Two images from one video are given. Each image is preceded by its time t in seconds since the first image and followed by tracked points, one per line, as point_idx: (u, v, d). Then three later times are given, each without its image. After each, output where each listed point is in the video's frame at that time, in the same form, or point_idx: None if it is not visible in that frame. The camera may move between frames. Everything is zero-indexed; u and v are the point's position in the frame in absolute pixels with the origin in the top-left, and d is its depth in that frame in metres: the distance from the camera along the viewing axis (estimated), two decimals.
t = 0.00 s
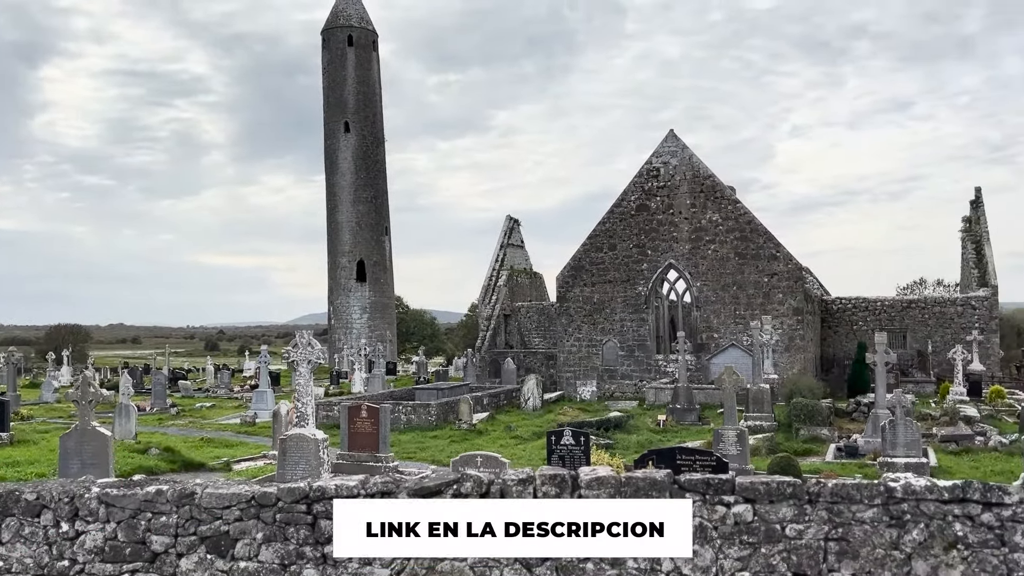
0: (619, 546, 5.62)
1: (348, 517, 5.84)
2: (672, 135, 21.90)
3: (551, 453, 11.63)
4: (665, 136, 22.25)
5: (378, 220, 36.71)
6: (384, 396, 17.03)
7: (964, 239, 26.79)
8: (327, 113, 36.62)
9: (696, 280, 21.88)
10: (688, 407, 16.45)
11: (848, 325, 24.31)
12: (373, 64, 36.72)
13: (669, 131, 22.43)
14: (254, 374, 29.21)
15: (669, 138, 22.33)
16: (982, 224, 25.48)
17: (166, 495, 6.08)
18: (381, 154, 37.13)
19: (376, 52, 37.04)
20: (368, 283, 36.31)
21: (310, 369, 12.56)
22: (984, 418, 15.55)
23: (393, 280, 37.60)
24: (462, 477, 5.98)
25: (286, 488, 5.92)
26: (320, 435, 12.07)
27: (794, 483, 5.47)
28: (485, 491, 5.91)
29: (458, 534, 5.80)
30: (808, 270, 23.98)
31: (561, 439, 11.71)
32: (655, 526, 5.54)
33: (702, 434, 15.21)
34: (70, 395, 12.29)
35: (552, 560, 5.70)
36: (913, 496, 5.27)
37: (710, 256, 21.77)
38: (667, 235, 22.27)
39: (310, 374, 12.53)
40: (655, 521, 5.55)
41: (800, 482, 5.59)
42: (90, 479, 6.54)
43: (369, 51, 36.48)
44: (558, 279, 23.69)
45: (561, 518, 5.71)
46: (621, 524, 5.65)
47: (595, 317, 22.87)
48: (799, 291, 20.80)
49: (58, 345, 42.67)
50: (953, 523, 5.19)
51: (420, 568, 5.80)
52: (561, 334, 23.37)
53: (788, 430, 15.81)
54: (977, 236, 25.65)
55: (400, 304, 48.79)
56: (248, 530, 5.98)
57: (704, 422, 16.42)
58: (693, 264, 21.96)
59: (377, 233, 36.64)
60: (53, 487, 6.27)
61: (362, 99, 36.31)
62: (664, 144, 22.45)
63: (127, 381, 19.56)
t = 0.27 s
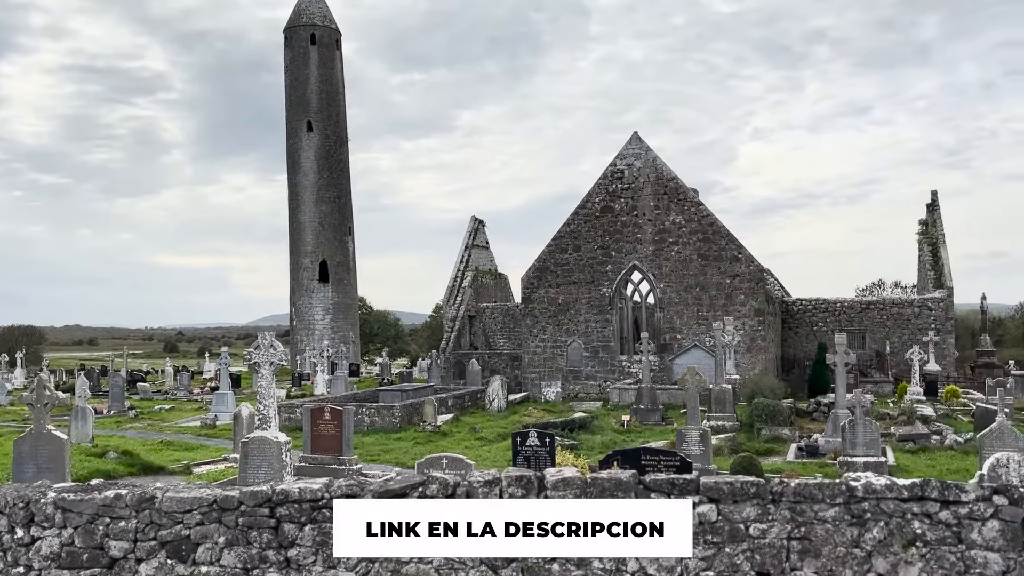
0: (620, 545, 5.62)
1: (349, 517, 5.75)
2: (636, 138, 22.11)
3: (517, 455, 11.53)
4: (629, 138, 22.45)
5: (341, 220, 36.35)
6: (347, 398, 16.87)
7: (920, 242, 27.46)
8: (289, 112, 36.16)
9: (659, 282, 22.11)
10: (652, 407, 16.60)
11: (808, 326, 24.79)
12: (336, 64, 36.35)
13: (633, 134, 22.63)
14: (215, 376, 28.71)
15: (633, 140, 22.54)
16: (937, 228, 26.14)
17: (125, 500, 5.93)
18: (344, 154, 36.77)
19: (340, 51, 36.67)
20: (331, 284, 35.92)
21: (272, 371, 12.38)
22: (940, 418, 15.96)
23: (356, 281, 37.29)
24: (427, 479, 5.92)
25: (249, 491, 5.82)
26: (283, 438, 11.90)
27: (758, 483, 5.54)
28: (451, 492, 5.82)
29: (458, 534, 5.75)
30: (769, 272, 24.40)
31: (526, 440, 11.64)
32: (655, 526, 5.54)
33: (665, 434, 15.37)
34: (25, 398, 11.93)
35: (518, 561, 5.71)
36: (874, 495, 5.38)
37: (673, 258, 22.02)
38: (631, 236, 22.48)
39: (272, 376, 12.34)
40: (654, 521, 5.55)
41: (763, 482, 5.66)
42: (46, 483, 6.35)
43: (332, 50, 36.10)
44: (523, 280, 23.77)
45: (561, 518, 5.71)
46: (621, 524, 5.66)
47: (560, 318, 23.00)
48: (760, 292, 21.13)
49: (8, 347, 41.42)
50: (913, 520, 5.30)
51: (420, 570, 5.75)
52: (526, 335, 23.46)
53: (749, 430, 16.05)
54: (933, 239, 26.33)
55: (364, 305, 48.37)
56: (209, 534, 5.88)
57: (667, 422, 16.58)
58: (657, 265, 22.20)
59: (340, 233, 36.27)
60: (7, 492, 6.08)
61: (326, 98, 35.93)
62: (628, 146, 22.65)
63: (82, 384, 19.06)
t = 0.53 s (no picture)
0: (619, 545, 5.63)
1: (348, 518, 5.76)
2: (599, 140, 22.25)
3: (479, 456, 11.46)
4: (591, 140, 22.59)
5: (301, 220, 35.90)
6: (307, 399, 16.67)
7: (875, 246, 28.12)
8: (249, 111, 35.61)
9: (621, 283, 22.30)
10: (613, 408, 16.71)
11: (766, 327, 25.24)
12: (297, 62, 35.87)
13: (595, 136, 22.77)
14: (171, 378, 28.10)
15: (595, 143, 22.68)
16: (892, 232, 26.78)
17: (80, 504, 5.94)
18: (305, 154, 36.31)
19: (301, 50, 36.20)
20: (291, 284, 35.44)
21: (231, 372, 12.12)
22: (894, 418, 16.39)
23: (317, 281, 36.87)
24: (390, 481, 5.93)
25: (208, 495, 5.85)
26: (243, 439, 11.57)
27: (719, 482, 5.61)
28: (414, 494, 5.88)
29: (457, 534, 5.75)
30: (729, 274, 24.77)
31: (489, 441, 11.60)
32: (655, 527, 5.55)
33: (626, 434, 15.50)
34: None
35: (482, 563, 5.72)
36: (832, 494, 5.47)
37: (635, 259, 22.22)
38: (593, 238, 22.62)
39: (232, 378, 12.09)
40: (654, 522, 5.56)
41: (724, 481, 5.73)
42: None
43: (293, 49, 35.61)
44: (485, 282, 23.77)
45: (561, 518, 5.73)
46: (620, 524, 5.67)
47: (522, 319, 23.05)
48: (720, 294, 21.42)
49: None
50: (870, 519, 5.40)
51: (418, 569, 5.76)
52: (488, 336, 23.47)
53: (709, 430, 16.25)
54: (888, 243, 26.97)
55: (324, 306, 47.82)
56: (166, 539, 5.88)
57: (628, 423, 16.69)
58: (619, 267, 22.38)
59: (300, 234, 35.82)
60: None
61: (286, 97, 35.45)
62: (590, 148, 22.79)
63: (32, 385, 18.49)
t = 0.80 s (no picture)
0: (620, 545, 5.65)
1: (349, 516, 5.74)
2: (560, 143, 22.34)
3: (440, 458, 11.35)
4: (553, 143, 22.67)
5: (259, 220, 35.34)
6: (265, 401, 16.41)
7: (831, 250, 28.75)
8: (206, 108, 34.94)
9: (582, 285, 22.42)
10: (573, 409, 16.79)
11: (725, 329, 25.63)
12: (256, 60, 35.30)
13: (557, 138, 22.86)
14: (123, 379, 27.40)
15: (557, 145, 22.78)
16: (847, 236, 27.40)
17: (32, 509, 5.97)
18: (263, 153, 35.75)
19: (260, 47, 35.63)
20: (248, 285, 34.86)
21: (188, 374, 11.86)
22: (849, 419, 16.80)
23: (275, 281, 36.34)
24: (350, 484, 5.87)
25: (163, 498, 5.85)
26: (200, 442, 11.23)
27: (678, 483, 5.68)
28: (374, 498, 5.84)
29: (458, 534, 5.76)
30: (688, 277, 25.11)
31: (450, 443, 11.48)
32: (655, 526, 5.53)
33: (586, 435, 15.59)
34: None
35: (442, 566, 5.74)
36: (789, 494, 5.56)
37: (596, 261, 22.36)
38: (555, 240, 22.71)
39: (188, 380, 11.82)
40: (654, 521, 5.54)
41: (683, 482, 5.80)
42: None
43: (252, 47, 35.04)
44: (447, 283, 23.71)
45: (561, 518, 5.74)
46: (621, 524, 5.69)
47: (484, 320, 23.04)
48: (679, 296, 21.66)
49: None
50: (825, 519, 5.50)
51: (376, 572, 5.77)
52: (450, 337, 23.42)
53: (668, 431, 16.42)
54: (843, 247, 27.57)
55: (282, 307, 47.13)
56: (121, 543, 5.88)
57: (589, 424, 16.77)
58: (580, 269, 22.50)
59: (259, 233, 35.26)
60: None
61: (245, 95, 34.86)
62: (552, 151, 22.87)
63: None
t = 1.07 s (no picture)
0: (620, 546, 5.65)
1: (347, 516, 5.72)
2: (523, 145, 22.40)
3: (401, 460, 11.26)
4: (515, 145, 22.72)
5: (218, 219, 34.70)
6: (223, 402, 16.12)
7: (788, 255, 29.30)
8: (163, 105, 34.21)
9: (544, 287, 22.50)
10: (535, 411, 16.82)
11: (684, 332, 25.95)
12: (215, 57, 34.67)
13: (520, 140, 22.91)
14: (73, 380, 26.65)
15: (520, 147, 22.83)
16: (804, 241, 27.94)
17: None
18: (222, 151, 35.12)
19: (220, 44, 35.02)
20: (206, 285, 34.20)
21: (144, 374, 11.58)
22: (805, 421, 17.14)
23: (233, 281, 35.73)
24: (310, 486, 5.85)
25: (118, 501, 5.73)
26: (156, 444, 10.91)
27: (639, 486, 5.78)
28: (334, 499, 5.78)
29: (457, 533, 5.75)
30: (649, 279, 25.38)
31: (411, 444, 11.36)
32: (656, 527, 5.59)
33: (547, 437, 15.62)
34: None
35: (403, 568, 5.74)
36: (747, 495, 5.64)
37: (558, 264, 22.45)
38: (517, 242, 22.74)
39: (144, 381, 11.52)
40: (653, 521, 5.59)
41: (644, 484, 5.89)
42: None
43: (211, 44, 34.42)
44: (408, 284, 23.59)
45: (561, 518, 5.74)
46: (621, 524, 5.70)
47: (445, 322, 22.98)
48: (639, 299, 21.86)
49: None
50: (782, 519, 5.58)
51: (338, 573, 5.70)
52: (411, 339, 23.30)
53: (628, 433, 16.55)
54: (800, 251, 28.11)
55: (240, 307, 46.33)
56: (73, 547, 5.76)
57: (549, 425, 16.81)
58: (542, 271, 22.57)
59: (217, 232, 34.62)
60: None
61: (203, 92, 34.21)
62: (515, 153, 22.92)
63: None
